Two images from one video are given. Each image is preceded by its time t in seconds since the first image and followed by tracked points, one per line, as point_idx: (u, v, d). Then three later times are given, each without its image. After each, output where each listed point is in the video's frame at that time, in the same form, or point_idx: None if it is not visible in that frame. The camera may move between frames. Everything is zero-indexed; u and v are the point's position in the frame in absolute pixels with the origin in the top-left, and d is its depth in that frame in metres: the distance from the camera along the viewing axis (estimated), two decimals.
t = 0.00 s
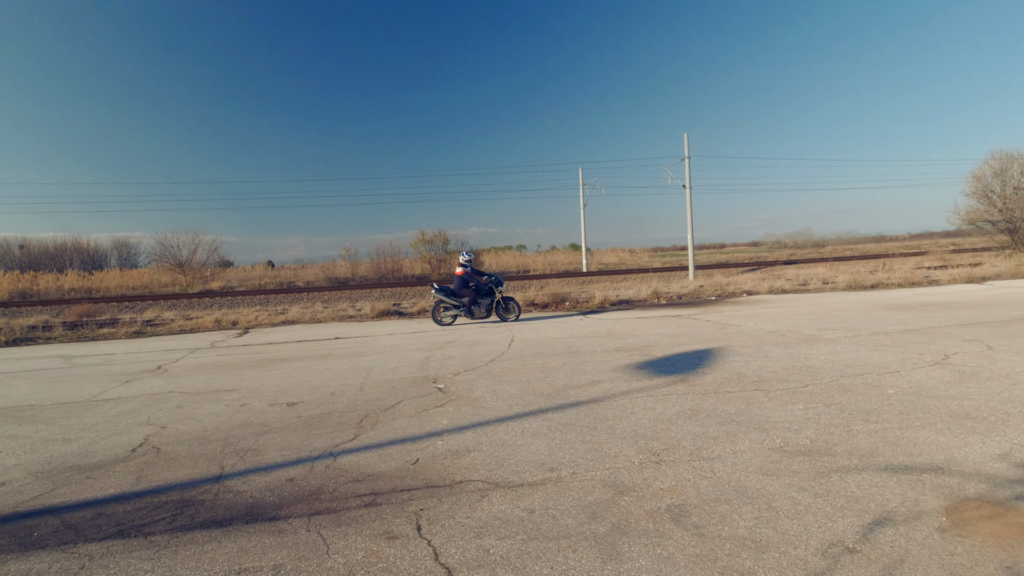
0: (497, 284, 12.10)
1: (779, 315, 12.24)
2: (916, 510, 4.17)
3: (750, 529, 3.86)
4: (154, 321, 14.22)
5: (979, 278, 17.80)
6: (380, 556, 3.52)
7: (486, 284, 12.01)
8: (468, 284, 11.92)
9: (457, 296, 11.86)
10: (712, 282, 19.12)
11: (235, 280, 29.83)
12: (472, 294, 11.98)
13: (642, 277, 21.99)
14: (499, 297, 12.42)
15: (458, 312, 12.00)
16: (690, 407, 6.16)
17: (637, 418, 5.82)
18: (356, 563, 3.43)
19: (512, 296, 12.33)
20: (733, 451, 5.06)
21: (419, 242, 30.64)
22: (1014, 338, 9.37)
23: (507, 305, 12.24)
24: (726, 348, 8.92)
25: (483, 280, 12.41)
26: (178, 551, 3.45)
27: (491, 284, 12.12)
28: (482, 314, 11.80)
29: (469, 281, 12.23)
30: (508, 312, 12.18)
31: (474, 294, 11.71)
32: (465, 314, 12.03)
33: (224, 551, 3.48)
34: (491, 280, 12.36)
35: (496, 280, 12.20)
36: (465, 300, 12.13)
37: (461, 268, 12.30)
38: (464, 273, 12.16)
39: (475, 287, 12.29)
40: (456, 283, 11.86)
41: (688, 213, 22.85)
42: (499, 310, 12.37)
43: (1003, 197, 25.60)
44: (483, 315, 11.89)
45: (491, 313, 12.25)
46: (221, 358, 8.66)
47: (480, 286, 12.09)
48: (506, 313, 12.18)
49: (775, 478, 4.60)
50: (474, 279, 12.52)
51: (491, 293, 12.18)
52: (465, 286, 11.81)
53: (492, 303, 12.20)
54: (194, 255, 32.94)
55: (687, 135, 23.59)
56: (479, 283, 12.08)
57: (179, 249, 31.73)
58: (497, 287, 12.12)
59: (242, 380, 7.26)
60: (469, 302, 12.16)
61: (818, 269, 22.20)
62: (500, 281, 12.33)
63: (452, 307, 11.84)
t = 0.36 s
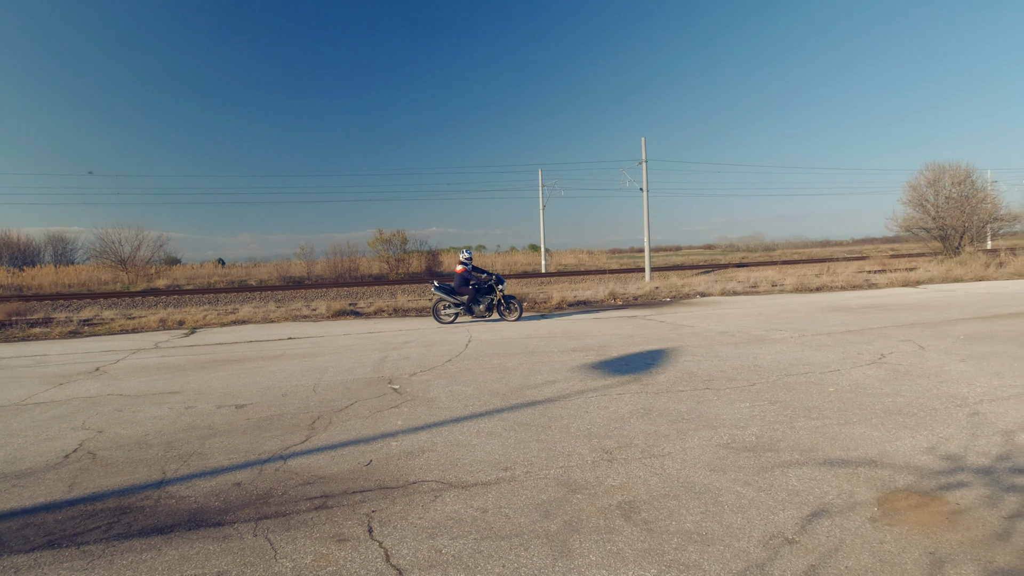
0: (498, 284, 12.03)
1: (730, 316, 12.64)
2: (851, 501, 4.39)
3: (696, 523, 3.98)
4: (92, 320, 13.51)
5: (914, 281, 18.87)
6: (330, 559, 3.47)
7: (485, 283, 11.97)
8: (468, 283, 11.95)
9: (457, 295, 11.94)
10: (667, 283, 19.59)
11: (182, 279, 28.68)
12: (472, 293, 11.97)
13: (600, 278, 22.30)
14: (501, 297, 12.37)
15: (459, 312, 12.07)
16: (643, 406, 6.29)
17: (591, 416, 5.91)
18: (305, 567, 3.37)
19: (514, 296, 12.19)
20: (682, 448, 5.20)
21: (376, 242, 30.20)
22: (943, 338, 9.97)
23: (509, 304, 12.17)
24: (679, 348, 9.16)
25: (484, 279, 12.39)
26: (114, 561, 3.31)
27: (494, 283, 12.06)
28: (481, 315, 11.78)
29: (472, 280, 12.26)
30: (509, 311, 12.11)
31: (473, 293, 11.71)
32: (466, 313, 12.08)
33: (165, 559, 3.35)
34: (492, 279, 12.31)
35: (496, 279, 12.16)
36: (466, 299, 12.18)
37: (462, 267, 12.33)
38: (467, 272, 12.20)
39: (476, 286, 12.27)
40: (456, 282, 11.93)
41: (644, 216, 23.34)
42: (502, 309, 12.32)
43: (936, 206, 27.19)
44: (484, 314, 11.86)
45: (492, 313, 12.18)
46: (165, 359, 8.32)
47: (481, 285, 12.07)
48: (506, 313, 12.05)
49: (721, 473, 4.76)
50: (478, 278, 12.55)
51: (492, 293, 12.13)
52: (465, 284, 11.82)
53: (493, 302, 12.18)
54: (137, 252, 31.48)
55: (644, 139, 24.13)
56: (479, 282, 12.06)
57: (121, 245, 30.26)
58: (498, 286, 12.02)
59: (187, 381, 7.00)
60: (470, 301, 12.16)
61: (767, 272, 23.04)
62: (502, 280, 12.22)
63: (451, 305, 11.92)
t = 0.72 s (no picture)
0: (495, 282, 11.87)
1: (682, 315, 12.99)
2: (788, 493, 4.59)
3: (643, 518, 4.08)
4: (22, 317, 12.74)
5: (853, 283, 19.85)
6: (273, 563, 3.39)
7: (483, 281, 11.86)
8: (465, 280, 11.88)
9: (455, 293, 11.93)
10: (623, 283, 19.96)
11: (123, 274, 27.35)
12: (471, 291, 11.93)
13: (556, 277, 22.52)
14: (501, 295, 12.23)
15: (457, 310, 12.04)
16: (594, 403, 6.40)
17: (544, 414, 5.97)
18: (247, 571, 3.28)
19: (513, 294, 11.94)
20: (632, 445, 5.32)
21: (332, 238, 29.60)
22: (877, 337, 10.53)
23: (508, 303, 12.00)
24: (632, 346, 9.34)
25: (484, 277, 12.31)
26: (38, 571, 3.13)
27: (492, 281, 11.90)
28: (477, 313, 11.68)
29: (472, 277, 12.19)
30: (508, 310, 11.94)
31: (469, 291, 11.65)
32: (464, 311, 12.06)
33: (95, 568, 3.20)
34: (491, 277, 12.17)
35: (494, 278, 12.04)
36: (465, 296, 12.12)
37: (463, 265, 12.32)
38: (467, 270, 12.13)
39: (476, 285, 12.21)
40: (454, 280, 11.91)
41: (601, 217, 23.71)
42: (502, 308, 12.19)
43: (874, 212, 28.68)
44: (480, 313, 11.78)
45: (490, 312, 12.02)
46: (101, 358, 7.92)
47: (479, 283, 11.98)
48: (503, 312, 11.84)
49: (668, 469, 4.88)
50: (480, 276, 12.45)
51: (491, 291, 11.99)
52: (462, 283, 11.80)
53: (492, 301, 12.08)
54: (73, 245, 29.83)
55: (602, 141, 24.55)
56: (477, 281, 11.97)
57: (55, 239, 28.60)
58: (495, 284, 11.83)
59: (125, 382, 6.69)
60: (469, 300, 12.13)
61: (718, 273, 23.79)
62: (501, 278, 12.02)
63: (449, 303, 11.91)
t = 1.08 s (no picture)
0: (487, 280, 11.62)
1: (632, 314, 13.26)
2: (726, 485, 4.75)
3: (587, 513, 4.15)
4: None
5: (794, 283, 20.76)
6: (206, 571, 3.26)
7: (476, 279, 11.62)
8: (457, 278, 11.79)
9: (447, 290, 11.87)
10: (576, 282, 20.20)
11: (50, 270, 25.69)
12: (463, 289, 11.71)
13: (510, 276, 22.59)
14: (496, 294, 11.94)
15: (449, 308, 11.96)
16: (543, 401, 6.45)
17: (493, 413, 5.98)
18: None
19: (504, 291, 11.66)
20: (579, 442, 5.39)
21: (280, 234, 28.70)
22: (814, 335, 11.04)
23: (501, 302, 11.70)
24: (582, 344, 9.47)
25: (478, 275, 12.08)
26: None
27: (485, 280, 11.75)
28: (466, 311, 11.53)
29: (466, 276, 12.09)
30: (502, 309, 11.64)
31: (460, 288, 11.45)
32: (457, 309, 11.85)
33: None
34: (484, 276, 11.93)
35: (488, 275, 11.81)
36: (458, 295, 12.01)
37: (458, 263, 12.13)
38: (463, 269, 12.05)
39: (470, 283, 12.00)
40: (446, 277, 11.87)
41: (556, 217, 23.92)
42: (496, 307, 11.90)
43: (814, 216, 30.09)
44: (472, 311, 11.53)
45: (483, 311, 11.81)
46: (23, 359, 7.43)
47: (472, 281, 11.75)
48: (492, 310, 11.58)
49: (613, 464, 4.98)
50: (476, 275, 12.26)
51: (484, 289, 11.83)
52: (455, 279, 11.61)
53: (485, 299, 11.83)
54: None
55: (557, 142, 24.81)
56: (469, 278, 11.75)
57: None
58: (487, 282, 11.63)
59: (49, 384, 6.30)
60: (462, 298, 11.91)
61: (668, 273, 24.41)
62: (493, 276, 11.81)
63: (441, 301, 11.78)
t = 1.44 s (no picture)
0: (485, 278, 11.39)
1: (592, 310, 13.43)
2: (679, 477, 4.87)
3: (542, 507, 4.18)
4: None
5: (748, 281, 21.42)
6: None
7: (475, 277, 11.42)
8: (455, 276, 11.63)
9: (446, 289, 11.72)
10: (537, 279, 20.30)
11: None
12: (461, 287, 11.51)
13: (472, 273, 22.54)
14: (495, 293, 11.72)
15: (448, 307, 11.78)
16: (501, 397, 6.47)
17: (451, 410, 5.96)
18: None
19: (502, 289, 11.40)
20: (536, 437, 5.43)
21: (234, 230, 27.80)
22: (766, 330, 11.42)
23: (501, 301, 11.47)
24: (542, 341, 9.54)
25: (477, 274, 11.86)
26: None
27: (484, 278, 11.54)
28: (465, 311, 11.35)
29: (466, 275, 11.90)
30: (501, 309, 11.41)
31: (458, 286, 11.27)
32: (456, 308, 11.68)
33: None
34: (483, 274, 11.70)
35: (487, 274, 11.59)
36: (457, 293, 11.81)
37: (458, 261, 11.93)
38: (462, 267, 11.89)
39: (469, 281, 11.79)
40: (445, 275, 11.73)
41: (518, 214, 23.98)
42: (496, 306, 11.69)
43: (768, 215, 31.06)
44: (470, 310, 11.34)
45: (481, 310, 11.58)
46: None
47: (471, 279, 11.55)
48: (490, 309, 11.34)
49: (570, 459, 5.03)
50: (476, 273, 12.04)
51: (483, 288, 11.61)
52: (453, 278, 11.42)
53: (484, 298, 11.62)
54: None
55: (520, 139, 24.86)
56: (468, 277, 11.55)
57: None
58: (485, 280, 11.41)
59: None
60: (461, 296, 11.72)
61: (628, 270, 24.81)
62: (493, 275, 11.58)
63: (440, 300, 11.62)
